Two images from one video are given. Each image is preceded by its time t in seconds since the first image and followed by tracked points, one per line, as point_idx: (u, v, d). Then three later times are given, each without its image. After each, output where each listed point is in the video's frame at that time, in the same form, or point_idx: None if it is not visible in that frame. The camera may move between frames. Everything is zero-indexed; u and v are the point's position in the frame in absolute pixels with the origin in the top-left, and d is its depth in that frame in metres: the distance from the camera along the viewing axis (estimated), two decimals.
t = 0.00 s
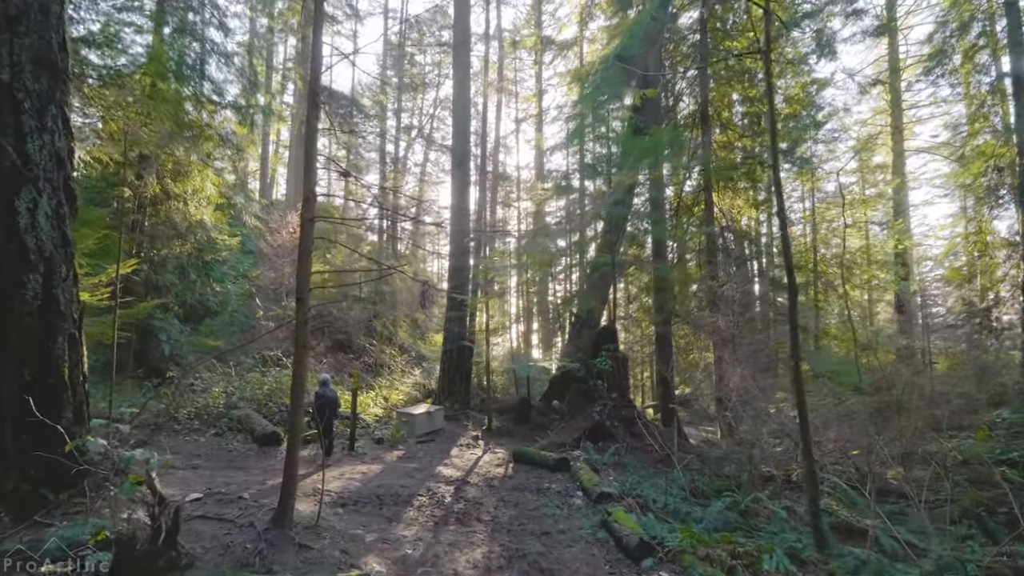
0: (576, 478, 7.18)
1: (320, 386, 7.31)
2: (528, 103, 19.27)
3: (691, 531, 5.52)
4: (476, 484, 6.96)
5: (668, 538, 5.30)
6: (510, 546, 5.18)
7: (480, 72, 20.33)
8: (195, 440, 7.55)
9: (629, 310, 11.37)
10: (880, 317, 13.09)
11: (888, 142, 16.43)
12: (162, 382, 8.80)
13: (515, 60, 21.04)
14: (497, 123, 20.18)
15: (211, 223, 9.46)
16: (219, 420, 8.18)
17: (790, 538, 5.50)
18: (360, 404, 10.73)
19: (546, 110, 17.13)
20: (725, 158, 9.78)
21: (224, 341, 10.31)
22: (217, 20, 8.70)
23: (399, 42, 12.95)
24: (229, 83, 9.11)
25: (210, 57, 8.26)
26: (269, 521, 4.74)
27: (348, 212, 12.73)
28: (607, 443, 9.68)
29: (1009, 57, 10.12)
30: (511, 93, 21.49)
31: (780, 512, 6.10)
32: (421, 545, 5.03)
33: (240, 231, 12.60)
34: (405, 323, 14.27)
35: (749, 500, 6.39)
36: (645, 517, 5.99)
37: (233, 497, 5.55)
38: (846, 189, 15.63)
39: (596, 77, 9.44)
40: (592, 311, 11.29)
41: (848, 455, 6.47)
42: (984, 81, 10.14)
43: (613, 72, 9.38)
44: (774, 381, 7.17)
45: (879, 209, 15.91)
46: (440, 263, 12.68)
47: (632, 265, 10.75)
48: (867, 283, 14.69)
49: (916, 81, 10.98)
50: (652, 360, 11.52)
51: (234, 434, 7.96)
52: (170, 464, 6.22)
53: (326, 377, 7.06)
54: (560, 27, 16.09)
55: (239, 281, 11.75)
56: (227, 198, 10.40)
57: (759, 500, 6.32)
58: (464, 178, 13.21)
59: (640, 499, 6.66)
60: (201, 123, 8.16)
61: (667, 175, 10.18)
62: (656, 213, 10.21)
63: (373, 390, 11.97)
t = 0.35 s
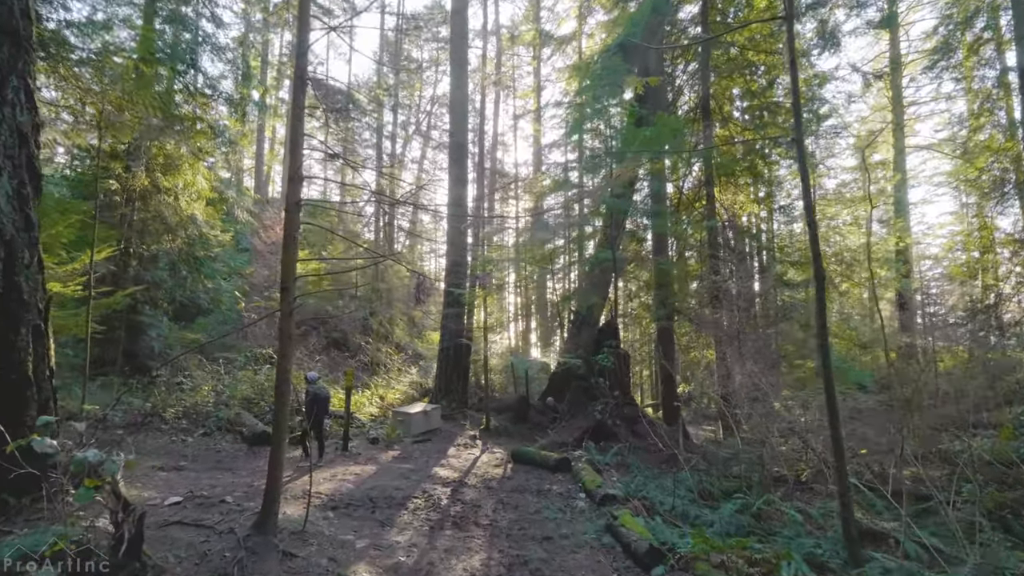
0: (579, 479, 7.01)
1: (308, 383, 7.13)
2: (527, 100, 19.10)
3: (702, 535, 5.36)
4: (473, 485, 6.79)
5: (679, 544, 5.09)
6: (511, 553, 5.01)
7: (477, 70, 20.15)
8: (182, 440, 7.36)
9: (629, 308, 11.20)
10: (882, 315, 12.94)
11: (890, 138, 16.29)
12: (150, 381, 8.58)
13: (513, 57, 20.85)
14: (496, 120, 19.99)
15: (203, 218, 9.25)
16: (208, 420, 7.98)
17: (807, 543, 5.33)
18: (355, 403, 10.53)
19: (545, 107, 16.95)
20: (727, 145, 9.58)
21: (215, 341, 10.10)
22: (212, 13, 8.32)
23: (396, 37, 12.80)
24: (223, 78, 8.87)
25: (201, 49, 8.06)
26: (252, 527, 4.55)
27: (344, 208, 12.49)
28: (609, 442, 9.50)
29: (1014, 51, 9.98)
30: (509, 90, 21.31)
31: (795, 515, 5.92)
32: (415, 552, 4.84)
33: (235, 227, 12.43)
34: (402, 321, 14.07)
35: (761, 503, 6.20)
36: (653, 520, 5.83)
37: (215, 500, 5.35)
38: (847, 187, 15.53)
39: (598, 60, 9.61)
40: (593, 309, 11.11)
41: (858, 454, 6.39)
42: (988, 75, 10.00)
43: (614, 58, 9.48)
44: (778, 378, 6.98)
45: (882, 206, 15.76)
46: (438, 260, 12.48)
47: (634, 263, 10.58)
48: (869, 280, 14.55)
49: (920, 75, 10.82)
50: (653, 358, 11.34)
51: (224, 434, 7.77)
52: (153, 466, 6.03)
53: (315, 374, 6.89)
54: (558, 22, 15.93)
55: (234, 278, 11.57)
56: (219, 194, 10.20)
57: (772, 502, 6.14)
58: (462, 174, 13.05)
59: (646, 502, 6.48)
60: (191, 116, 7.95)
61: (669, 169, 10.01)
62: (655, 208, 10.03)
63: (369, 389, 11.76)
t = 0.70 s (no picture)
0: (583, 484, 6.82)
1: (292, 384, 6.96)
2: (526, 97, 18.92)
3: (721, 546, 5.16)
4: (472, 489, 6.61)
5: (695, 556, 4.89)
6: (514, 564, 4.81)
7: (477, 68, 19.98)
8: (171, 442, 7.20)
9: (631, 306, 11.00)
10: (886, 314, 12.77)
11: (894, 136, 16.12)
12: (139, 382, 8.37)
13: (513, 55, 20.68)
14: (495, 118, 19.82)
15: (197, 216, 9.07)
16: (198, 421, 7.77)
17: (832, 554, 5.14)
18: (353, 403, 10.34)
19: (545, 105, 16.78)
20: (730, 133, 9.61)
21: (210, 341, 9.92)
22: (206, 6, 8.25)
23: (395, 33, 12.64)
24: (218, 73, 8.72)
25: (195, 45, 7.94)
26: (234, 539, 4.35)
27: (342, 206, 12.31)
28: (615, 445, 9.29)
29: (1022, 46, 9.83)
30: (509, 88, 21.13)
31: (813, 521, 5.76)
32: (412, 563, 4.65)
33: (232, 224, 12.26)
34: (401, 321, 13.86)
35: (778, 509, 5.99)
36: (665, 529, 5.64)
37: (197, 508, 5.14)
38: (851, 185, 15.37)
39: (600, 53, 9.52)
40: (594, 308, 10.95)
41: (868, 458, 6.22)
42: (997, 70, 9.85)
43: (617, 48, 9.36)
44: (782, 379, 6.79)
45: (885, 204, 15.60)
46: (437, 259, 12.31)
47: (636, 261, 10.42)
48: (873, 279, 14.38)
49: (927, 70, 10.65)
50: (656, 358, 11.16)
51: (215, 437, 7.57)
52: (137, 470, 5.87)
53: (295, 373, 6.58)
54: (559, 19, 15.78)
55: (230, 277, 11.40)
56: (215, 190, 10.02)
57: (791, 508, 5.94)
58: (461, 171, 12.89)
59: (657, 509, 6.29)
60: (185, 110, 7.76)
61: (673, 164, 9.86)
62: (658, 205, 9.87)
63: (366, 389, 11.55)
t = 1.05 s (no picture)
0: (587, 487, 6.64)
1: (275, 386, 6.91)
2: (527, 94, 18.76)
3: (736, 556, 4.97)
4: (471, 493, 6.45)
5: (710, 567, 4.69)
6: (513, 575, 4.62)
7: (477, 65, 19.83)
8: (160, 443, 7.10)
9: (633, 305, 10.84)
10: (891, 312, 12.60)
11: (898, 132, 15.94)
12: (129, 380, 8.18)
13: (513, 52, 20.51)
14: (496, 116, 19.66)
15: (191, 212, 8.91)
16: (187, 421, 7.67)
17: (856, 564, 4.90)
18: (350, 404, 10.17)
19: (546, 102, 16.62)
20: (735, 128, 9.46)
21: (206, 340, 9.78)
22: None
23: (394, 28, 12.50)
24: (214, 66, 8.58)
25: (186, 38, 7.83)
26: (212, 549, 4.14)
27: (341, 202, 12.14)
28: (616, 447, 9.13)
29: None
30: (510, 85, 20.96)
31: (833, 529, 5.52)
32: (405, 573, 4.46)
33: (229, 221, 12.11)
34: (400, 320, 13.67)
35: (794, 516, 5.76)
36: (674, 536, 5.46)
37: (176, 514, 4.97)
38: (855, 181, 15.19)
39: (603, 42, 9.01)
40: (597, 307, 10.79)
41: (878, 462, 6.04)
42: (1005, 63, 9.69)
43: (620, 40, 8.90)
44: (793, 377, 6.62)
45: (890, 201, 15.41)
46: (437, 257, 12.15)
47: (639, 259, 10.25)
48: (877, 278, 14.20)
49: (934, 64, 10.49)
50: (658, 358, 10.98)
51: (206, 437, 7.53)
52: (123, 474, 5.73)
53: (272, 373, 6.38)
54: (559, 15, 15.63)
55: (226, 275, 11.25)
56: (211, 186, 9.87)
57: (809, 513, 5.74)
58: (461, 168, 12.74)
59: (666, 514, 6.10)
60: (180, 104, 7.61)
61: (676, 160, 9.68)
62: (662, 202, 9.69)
63: (365, 389, 11.38)
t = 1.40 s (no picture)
0: (590, 490, 6.48)
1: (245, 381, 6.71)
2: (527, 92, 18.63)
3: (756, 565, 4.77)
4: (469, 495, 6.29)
5: None
6: None
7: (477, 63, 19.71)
8: (147, 443, 6.99)
9: (635, 303, 10.69)
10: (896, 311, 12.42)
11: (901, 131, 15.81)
12: (118, 378, 7.98)
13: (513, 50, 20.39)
14: (496, 114, 19.52)
15: (185, 209, 8.77)
16: (177, 421, 7.55)
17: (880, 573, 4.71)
18: (347, 403, 10.00)
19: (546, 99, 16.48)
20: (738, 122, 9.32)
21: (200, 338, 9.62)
22: None
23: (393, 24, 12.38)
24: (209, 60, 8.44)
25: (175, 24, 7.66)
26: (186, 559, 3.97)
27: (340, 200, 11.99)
28: (620, 447, 8.95)
29: None
30: (510, 84, 20.82)
31: (853, 535, 5.35)
32: None
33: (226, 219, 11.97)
34: (400, 318, 13.51)
35: (813, 522, 5.57)
36: (686, 543, 5.27)
37: (154, 519, 4.80)
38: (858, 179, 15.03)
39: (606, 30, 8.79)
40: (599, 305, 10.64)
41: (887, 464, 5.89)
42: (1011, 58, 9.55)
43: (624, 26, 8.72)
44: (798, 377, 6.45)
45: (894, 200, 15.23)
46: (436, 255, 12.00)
47: (641, 257, 10.09)
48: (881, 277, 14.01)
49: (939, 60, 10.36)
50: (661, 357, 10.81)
51: (195, 437, 7.42)
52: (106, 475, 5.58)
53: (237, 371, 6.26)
54: (560, 12, 15.50)
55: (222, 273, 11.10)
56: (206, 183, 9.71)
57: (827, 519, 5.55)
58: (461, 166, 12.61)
59: (676, 520, 5.91)
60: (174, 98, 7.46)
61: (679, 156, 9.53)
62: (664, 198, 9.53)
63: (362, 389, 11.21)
